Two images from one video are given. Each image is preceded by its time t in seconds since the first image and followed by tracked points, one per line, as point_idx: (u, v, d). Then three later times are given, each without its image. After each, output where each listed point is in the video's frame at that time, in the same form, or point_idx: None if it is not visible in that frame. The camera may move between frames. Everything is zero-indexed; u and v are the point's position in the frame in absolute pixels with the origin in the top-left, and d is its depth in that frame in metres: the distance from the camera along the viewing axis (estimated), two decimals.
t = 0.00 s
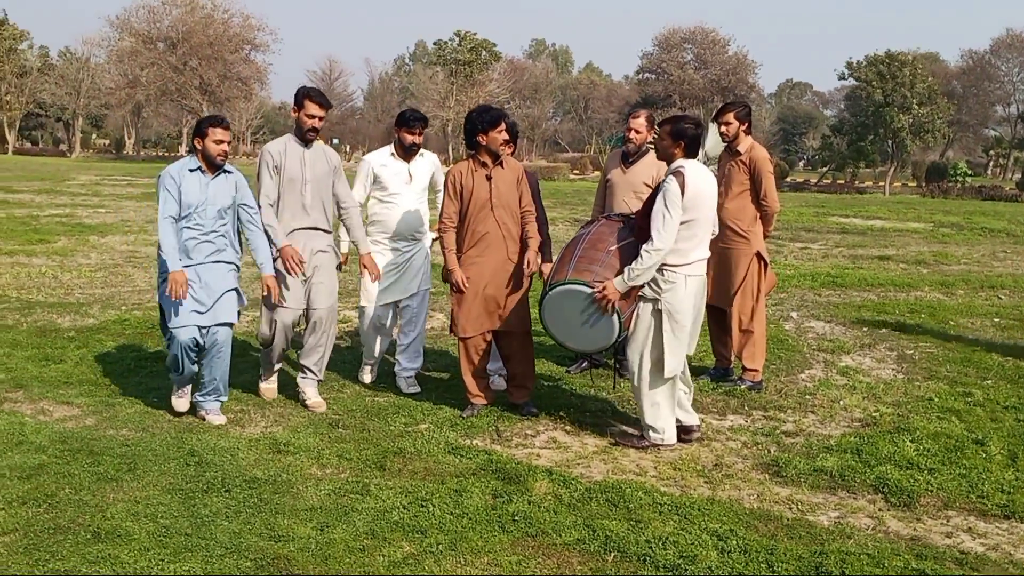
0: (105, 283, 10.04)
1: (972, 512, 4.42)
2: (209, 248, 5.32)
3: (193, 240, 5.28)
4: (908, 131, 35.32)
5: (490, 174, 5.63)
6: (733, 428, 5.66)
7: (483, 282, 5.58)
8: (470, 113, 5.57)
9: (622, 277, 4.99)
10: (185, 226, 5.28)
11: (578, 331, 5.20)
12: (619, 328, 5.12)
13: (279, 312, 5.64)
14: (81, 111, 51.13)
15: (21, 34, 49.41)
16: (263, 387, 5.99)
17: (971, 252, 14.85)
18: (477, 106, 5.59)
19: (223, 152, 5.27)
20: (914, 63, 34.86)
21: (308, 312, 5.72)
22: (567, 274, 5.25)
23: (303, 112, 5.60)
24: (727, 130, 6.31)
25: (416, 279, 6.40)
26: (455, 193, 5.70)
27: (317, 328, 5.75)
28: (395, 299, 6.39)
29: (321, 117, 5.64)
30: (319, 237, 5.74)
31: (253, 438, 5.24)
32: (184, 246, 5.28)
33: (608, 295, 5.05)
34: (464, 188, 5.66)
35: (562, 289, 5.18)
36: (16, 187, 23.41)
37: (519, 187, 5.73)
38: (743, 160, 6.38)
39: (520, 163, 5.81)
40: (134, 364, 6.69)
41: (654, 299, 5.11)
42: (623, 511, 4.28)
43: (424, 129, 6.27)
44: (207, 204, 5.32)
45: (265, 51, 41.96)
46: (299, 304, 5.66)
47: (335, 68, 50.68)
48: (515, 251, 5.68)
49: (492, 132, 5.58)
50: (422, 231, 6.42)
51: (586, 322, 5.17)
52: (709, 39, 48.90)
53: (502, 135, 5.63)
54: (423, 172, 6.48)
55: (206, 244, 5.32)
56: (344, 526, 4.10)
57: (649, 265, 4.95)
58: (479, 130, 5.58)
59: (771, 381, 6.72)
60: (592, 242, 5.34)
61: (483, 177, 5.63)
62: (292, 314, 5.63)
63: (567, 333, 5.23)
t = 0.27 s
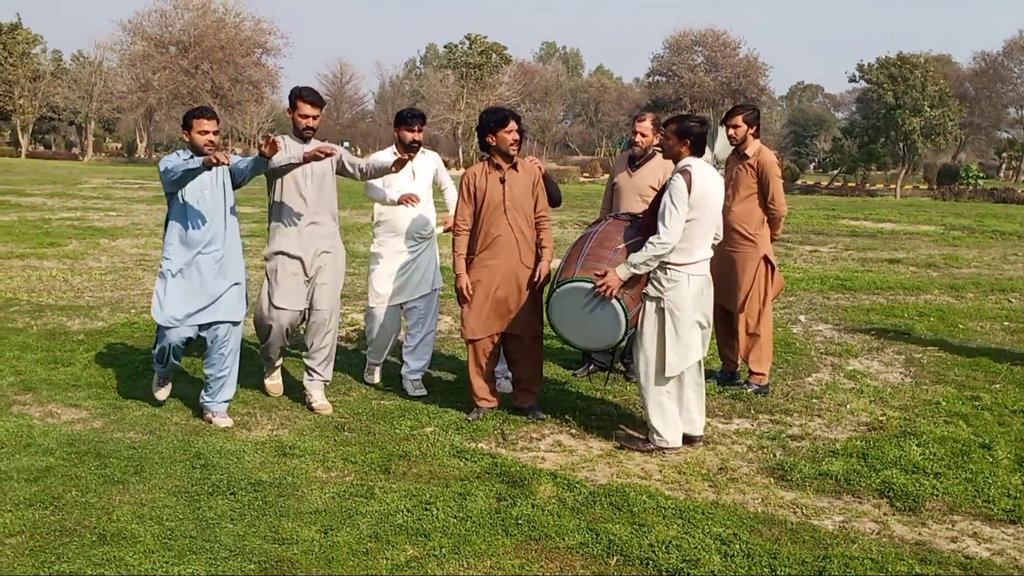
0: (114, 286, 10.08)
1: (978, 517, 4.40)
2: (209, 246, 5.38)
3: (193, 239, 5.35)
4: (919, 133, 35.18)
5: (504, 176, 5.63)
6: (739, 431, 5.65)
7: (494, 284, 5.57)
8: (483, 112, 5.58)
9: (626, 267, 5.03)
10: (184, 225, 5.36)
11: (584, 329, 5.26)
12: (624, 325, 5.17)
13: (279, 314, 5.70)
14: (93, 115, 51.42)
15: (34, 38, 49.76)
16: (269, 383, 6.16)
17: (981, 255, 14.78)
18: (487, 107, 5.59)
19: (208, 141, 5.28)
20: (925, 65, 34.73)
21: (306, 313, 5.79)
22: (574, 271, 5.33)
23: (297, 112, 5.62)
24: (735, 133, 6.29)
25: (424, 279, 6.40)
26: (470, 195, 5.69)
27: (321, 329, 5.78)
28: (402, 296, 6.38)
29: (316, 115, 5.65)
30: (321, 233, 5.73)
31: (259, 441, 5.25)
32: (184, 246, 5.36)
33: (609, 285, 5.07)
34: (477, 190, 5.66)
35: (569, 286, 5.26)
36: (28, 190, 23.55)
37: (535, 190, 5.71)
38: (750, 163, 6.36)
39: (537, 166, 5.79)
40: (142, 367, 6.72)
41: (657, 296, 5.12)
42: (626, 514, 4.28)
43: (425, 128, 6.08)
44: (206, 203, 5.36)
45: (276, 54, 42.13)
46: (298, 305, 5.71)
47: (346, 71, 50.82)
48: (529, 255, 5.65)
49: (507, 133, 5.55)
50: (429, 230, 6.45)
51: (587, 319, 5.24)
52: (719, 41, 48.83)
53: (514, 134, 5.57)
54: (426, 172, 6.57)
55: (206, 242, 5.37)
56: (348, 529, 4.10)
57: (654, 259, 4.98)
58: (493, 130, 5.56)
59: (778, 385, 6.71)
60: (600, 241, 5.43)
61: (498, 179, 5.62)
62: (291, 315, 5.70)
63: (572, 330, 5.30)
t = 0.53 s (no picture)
0: (112, 287, 10.08)
1: (975, 514, 4.40)
2: (190, 240, 5.46)
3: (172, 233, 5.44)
4: (917, 132, 35.19)
5: (509, 176, 5.62)
6: (737, 429, 5.65)
7: (495, 284, 5.58)
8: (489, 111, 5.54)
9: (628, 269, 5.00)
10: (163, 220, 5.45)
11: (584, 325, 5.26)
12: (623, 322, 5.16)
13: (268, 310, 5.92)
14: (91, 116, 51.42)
15: (32, 40, 49.77)
16: (265, 386, 6.19)
17: (979, 253, 14.78)
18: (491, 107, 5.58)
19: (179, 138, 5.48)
20: (923, 63, 34.74)
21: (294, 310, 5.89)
22: (574, 268, 5.31)
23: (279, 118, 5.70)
24: (733, 131, 6.30)
25: (414, 280, 6.46)
26: (475, 194, 5.71)
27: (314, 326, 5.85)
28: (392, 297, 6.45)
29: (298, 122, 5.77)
30: (304, 234, 5.82)
31: (257, 441, 5.25)
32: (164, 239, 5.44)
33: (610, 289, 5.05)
34: (482, 189, 5.67)
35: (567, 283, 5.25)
36: (26, 191, 23.53)
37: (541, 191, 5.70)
38: (748, 162, 6.37)
39: (546, 168, 5.76)
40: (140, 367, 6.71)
41: (657, 293, 5.12)
42: (624, 512, 4.28)
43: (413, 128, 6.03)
44: (181, 195, 5.47)
45: (273, 55, 42.13)
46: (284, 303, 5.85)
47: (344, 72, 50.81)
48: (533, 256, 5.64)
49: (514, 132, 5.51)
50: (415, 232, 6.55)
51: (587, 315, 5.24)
52: (717, 41, 48.85)
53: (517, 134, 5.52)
54: (413, 172, 6.62)
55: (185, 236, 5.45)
56: (346, 527, 4.10)
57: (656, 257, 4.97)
58: (499, 129, 5.52)
59: (776, 383, 6.71)
60: (600, 239, 5.41)
61: (503, 179, 5.62)
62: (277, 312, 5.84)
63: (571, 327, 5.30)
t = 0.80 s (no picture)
0: (109, 288, 10.06)
1: (973, 510, 4.40)
2: (174, 232, 5.66)
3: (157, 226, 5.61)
4: (914, 130, 35.25)
5: (513, 174, 5.64)
6: (734, 427, 5.65)
7: (495, 282, 5.60)
8: (497, 107, 5.54)
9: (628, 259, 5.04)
10: (146, 215, 5.60)
11: (586, 319, 5.20)
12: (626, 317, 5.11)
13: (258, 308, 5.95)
14: (88, 118, 51.41)
15: (28, 42, 49.76)
16: (263, 386, 6.18)
17: (977, 249, 14.80)
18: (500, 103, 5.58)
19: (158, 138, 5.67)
20: (919, 61, 34.79)
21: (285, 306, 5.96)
22: (576, 264, 5.28)
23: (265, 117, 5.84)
24: (729, 129, 6.33)
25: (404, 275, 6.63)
26: (481, 191, 5.75)
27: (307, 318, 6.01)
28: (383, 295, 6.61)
29: (282, 120, 5.86)
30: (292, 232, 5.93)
31: (254, 441, 5.24)
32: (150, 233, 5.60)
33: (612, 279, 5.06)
34: (487, 187, 5.70)
35: (567, 279, 5.20)
36: (24, 194, 23.49)
37: (546, 190, 5.69)
38: (744, 160, 6.38)
39: (552, 168, 5.75)
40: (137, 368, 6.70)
41: (661, 289, 5.15)
42: (622, 510, 4.28)
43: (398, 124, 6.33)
44: (164, 190, 5.65)
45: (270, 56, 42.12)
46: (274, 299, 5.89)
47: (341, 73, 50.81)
48: (535, 255, 5.64)
49: (520, 129, 5.53)
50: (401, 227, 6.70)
51: (588, 309, 5.18)
52: (714, 39, 48.88)
53: (522, 131, 5.54)
54: (400, 169, 6.72)
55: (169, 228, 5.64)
56: (343, 527, 4.10)
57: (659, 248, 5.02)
58: (505, 126, 5.54)
59: (773, 380, 6.70)
60: (601, 236, 5.40)
61: (507, 177, 5.64)
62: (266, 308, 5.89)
63: (571, 321, 5.24)
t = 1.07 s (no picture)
0: (109, 289, 10.07)
1: (972, 508, 4.41)
2: (168, 231, 5.75)
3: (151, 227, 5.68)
4: (913, 129, 35.28)
5: (519, 174, 5.64)
6: (734, 426, 5.65)
7: (497, 282, 5.61)
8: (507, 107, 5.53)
9: (627, 253, 5.05)
10: (139, 215, 5.67)
11: (585, 314, 5.19)
12: (626, 313, 5.10)
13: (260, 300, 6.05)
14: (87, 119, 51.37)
15: (27, 43, 49.75)
16: (263, 386, 6.18)
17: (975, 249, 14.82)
18: (514, 101, 5.56)
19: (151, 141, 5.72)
20: (918, 61, 34.81)
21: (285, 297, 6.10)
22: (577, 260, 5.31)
23: (263, 115, 5.91)
24: (727, 128, 6.32)
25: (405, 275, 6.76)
26: (487, 189, 5.77)
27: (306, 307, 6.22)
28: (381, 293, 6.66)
29: (279, 116, 5.94)
30: (291, 224, 6.01)
31: (254, 441, 5.25)
32: (144, 233, 5.67)
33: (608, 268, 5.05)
34: (494, 185, 5.72)
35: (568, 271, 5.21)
36: (23, 195, 23.49)
37: (551, 192, 5.68)
38: (742, 159, 6.39)
39: (558, 169, 5.75)
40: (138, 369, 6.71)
41: (662, 283, 5.16)
42: (622, 509, 4.28)
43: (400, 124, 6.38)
44: (157, 190, 5.73)
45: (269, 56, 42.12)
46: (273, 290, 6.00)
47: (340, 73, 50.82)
48: (536, 256, 5.65)
49: (529, 128, 5.54)
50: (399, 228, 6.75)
51: (588, 304, 5.17)
52: (713, 39, 48.92)
53: (531, 131, 5.56)
54: (397, 169, 6.74)
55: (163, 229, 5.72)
56: (344, 527, 4.10)
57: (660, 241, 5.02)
58: (515, 126, 5.54)
59: (773, 379, 6.71)
60: (603, 233, 5.40)
61: (512, 177, 5.65)
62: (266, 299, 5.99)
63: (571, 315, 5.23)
